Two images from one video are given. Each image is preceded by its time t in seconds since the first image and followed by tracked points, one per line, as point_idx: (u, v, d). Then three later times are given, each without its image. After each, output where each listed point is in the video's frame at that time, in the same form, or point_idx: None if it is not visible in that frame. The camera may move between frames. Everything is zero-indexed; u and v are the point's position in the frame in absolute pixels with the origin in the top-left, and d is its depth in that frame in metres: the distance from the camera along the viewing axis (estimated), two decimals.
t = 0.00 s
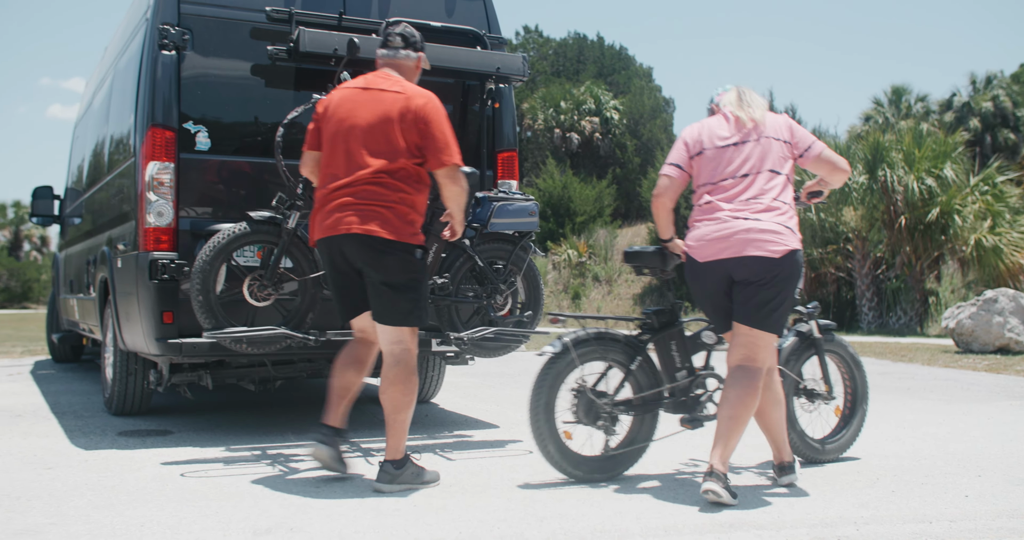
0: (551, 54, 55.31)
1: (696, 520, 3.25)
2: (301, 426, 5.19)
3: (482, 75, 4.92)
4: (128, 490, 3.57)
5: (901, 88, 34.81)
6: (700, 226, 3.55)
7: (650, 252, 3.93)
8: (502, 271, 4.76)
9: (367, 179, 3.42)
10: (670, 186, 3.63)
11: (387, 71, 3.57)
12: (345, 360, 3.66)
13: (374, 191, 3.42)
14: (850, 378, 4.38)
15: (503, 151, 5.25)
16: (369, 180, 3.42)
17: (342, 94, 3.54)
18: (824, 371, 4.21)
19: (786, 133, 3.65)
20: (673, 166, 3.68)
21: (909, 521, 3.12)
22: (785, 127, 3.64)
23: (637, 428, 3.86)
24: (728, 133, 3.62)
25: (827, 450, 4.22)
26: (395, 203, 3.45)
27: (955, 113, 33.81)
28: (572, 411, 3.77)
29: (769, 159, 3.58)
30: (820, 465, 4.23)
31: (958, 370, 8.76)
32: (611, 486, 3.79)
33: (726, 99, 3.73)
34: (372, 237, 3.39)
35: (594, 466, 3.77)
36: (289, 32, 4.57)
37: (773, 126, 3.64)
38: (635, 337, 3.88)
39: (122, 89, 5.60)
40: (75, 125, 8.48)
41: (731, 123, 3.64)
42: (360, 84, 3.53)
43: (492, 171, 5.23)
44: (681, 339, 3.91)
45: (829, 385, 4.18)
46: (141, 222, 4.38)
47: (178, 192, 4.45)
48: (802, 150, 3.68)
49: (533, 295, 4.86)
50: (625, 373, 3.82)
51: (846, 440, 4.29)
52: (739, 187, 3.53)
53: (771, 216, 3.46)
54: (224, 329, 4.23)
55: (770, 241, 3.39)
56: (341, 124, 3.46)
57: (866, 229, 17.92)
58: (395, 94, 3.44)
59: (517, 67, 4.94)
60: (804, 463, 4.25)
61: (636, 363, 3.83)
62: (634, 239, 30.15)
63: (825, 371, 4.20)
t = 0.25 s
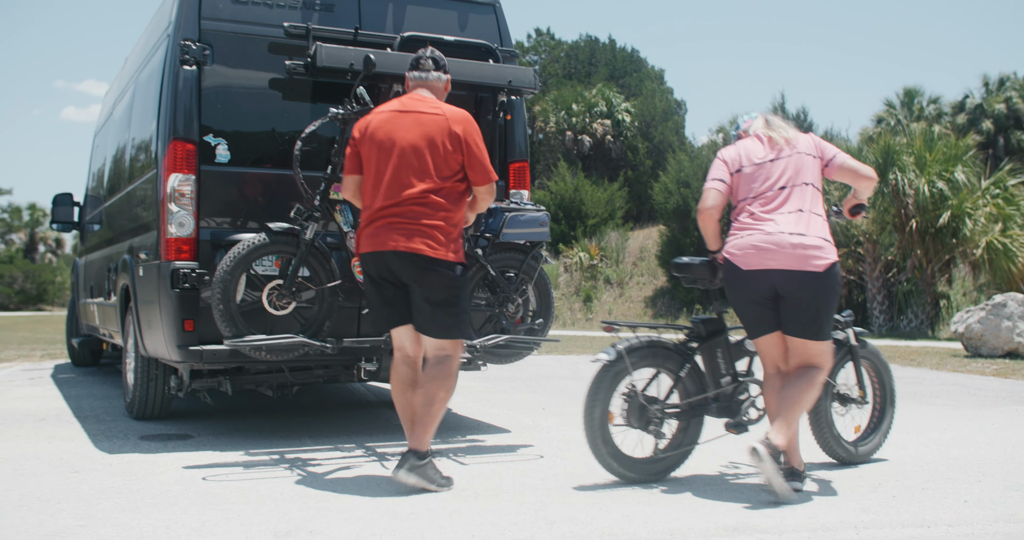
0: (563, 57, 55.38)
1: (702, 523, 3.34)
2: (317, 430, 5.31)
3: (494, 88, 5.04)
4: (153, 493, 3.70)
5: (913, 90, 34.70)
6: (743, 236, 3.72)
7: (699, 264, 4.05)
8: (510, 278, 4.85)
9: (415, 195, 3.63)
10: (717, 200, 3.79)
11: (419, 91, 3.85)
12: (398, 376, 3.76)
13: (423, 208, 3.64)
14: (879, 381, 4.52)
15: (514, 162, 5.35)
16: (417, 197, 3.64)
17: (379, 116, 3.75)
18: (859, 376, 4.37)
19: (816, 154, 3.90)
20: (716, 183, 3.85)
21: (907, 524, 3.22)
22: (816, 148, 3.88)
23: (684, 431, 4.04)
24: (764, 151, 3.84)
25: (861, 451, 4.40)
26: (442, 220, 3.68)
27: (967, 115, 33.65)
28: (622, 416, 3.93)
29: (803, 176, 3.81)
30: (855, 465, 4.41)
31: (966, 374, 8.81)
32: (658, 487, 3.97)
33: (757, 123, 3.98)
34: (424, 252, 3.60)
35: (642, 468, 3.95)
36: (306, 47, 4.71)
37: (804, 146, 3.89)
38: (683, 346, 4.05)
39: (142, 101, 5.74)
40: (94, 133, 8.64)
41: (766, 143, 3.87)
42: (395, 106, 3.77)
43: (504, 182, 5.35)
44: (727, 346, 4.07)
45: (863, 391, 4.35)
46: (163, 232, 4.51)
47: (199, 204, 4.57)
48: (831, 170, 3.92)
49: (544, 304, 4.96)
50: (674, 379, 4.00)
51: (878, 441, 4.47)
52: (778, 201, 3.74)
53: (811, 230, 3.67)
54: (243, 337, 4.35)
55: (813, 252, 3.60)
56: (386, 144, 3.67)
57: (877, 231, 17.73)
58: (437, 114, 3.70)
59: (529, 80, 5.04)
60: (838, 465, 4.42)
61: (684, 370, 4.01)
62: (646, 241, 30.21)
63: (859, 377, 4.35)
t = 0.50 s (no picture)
0: (579, 59, 55.39)
1: (711, 530, 3.41)
2: (335, 436, 5.42)
3: (509, 100, 5.13)
4: (178, 498, 3.82)
5: (931, 92, 34.52)
6: (784, 244, 3.88)
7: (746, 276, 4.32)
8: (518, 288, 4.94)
9: (463, 207, 3.93)
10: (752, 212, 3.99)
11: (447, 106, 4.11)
12: (421, 384, 3.93)
13: (470, 220, 3.94)
14: (914, 388, 4.73)
15: (528, 172, 5.46)
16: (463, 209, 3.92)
17: (417, 131, 3.98)
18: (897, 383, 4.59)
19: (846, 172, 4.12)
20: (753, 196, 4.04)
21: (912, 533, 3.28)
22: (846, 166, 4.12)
23: (731, 437, 4.18)
24: (798, 167, 4.06)
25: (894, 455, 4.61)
26: (484, 231, 3.98)
27: (985, 117, 33.41)
28: (671, 421, 4.11)
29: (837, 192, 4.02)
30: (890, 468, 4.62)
31: (978, 380, 8.84)
32: (704, 491, 4.12)
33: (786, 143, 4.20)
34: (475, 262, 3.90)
35: (690, 472, 4.10)
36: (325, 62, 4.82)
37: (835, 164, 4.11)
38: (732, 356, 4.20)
39: (165, 113, 5.88)
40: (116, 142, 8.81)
41: (799, 160, 4.09)
42: (430, 122, 4.00)
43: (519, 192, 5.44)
44: (774, 356, 4.20)
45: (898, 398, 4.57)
46: (185, 243, 4.64)
47: (220, 215, 4.69)
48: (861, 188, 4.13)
49: (557, 312, 5.06)
50: (723, 388, 4.15)
51: (912, 447, 4.68)
52: (817, 213, 3.94)
53: (849, 242, 3.87)
54: (263, 345, 4.46)
55: (854, 262, 3.81)
56: (433, 160, 3.92)
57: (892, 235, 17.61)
58: (474, 131, 4.00)
59: (542, 93, 5.14)
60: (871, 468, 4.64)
61: (733, 378, 4.16)
62: (661, 244, 30.17)
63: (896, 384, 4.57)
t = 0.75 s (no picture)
0: (588, 60, 55.37)
1: (709, 537, 3.46)
2: (343, 441, 5.50)
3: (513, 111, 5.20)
4: (187, 503, 3.90)
5: (942, 92, 34.38)
6: (829, 260, 4.01)
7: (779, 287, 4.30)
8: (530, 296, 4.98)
9: (504, 222, 4.12)
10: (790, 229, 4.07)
11: (479, 124, 4.32)
12: (438, 390, 4.08)
13: (509, 234, 4.14)
14: (937, 395, 4.85)
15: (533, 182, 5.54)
16: (504, 223, 4.12)
17: (464, 145, 4.15)
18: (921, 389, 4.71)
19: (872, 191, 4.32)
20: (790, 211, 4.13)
21: None
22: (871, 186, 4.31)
23: (762, 442, 4.33)
24: (833, 186, 4.19)
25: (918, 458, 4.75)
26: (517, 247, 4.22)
27: (997, 117, 33.22)
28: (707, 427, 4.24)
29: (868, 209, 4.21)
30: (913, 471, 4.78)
31: (984, 384, 8.86)
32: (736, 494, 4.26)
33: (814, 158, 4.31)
34: (513, 275, 4.10)
35: (723, 476, 4.25)
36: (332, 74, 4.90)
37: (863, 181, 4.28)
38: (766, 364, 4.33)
39: (176, 123, 5.98)
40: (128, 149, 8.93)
41: (831, 177, 4.22)
42: (475, 138, 4.19)
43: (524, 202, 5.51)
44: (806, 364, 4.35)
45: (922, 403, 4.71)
46: (196, 252, 4.72)
47: (230, 224, 4.77)
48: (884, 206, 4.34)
49: (560, 320, 5.11)
50: (757, 395, 4.29)
51: (934, 450, 4.80)
52: (856, 229, 4.09)
53: (885, 257, 4.08)
54: (272, 353, 4.55)
55: (893, 277, 4.03)
56: (481, 175, 4.10)
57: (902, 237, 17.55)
58: (512, 154, 4.26)
59: (547, 103, 5.22)
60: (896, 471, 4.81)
61: (767, 386, 4.29)
62: (671, 245, 30.14)
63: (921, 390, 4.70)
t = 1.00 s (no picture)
0: (591, 59, 55.35)
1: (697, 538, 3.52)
2: (340, 442, 5.57)
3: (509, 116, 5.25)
4: (185, 504, 3.97)
5: (944, 91, 34.32)
6: (850, 259, 4.07)
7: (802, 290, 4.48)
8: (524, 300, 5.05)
9: (519, 227, 4.22)
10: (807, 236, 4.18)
11: (488, 132, 4.39)
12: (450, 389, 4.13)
13: (524, 240, 4.24)
14: (943, 397, 5.11)
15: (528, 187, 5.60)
16: (519, 229, 4.22)
17: (483, 151, 4.24)
18: (931, 390, 4.97)
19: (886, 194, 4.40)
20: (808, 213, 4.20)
21: None
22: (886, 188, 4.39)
23: (781, 442, 4.49)
24: (850, 187, 4.25)
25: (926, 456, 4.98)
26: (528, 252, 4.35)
27: (999, 116, 33.16)
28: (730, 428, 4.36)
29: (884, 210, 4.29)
30: (920, 470, 4.99)
31: (979, 385, 8.94)
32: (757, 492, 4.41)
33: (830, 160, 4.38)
34: (527, 279, 4.21)
35: (745, 475, 4.38)
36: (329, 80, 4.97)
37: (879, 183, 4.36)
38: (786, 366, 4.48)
39: (176, 127, 6.06)
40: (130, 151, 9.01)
41: (849, 178, 4.28)
42: (492, 145, 4.29)
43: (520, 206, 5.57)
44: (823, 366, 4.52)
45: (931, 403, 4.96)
46: (195, 256, 4.79)
47: (228, 229, 4.84)
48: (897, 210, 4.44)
49: (555, 323, 5.18)
50: (778, 396, 4.43)
51: (938, 448, 5.04)
52: (875, 229, 4.17)
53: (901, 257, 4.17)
54: (269, 356, 4.62)
55: (909, 276, 4.11)
56: (501, 180, 4.19)
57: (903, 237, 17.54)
58: (525, 164, 4.38)
59: (542, 108, 5.26)
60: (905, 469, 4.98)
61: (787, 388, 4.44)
62: (673, 244, 30.17)
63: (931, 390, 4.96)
